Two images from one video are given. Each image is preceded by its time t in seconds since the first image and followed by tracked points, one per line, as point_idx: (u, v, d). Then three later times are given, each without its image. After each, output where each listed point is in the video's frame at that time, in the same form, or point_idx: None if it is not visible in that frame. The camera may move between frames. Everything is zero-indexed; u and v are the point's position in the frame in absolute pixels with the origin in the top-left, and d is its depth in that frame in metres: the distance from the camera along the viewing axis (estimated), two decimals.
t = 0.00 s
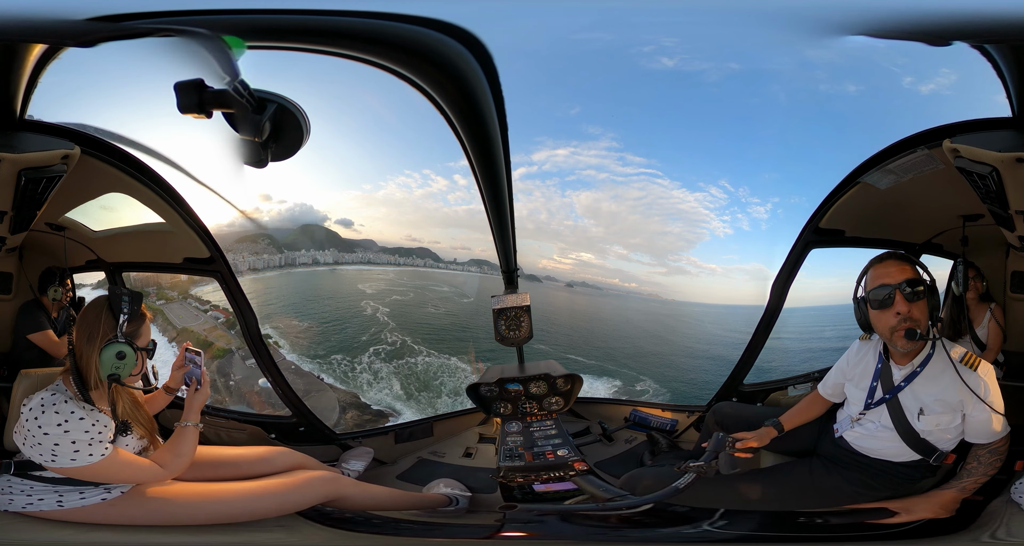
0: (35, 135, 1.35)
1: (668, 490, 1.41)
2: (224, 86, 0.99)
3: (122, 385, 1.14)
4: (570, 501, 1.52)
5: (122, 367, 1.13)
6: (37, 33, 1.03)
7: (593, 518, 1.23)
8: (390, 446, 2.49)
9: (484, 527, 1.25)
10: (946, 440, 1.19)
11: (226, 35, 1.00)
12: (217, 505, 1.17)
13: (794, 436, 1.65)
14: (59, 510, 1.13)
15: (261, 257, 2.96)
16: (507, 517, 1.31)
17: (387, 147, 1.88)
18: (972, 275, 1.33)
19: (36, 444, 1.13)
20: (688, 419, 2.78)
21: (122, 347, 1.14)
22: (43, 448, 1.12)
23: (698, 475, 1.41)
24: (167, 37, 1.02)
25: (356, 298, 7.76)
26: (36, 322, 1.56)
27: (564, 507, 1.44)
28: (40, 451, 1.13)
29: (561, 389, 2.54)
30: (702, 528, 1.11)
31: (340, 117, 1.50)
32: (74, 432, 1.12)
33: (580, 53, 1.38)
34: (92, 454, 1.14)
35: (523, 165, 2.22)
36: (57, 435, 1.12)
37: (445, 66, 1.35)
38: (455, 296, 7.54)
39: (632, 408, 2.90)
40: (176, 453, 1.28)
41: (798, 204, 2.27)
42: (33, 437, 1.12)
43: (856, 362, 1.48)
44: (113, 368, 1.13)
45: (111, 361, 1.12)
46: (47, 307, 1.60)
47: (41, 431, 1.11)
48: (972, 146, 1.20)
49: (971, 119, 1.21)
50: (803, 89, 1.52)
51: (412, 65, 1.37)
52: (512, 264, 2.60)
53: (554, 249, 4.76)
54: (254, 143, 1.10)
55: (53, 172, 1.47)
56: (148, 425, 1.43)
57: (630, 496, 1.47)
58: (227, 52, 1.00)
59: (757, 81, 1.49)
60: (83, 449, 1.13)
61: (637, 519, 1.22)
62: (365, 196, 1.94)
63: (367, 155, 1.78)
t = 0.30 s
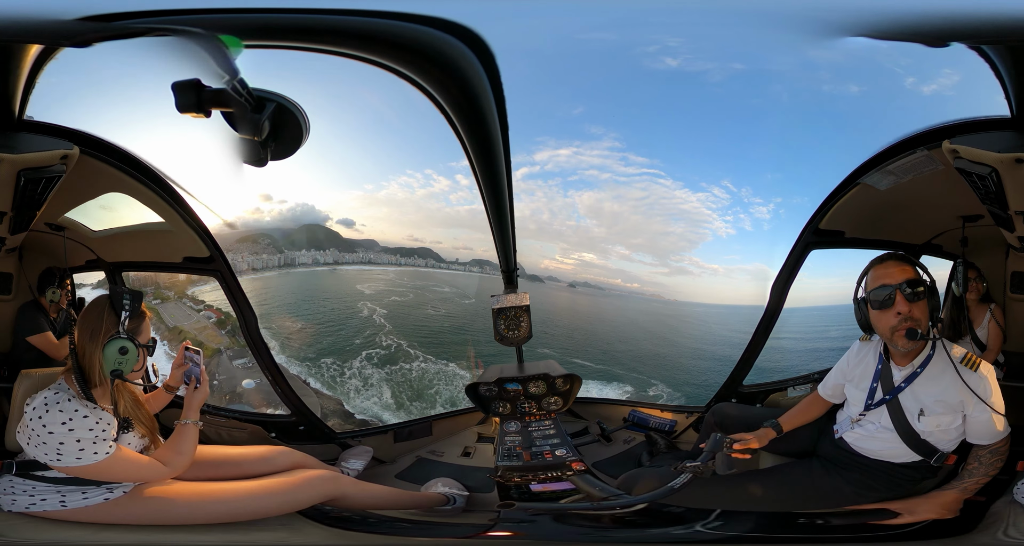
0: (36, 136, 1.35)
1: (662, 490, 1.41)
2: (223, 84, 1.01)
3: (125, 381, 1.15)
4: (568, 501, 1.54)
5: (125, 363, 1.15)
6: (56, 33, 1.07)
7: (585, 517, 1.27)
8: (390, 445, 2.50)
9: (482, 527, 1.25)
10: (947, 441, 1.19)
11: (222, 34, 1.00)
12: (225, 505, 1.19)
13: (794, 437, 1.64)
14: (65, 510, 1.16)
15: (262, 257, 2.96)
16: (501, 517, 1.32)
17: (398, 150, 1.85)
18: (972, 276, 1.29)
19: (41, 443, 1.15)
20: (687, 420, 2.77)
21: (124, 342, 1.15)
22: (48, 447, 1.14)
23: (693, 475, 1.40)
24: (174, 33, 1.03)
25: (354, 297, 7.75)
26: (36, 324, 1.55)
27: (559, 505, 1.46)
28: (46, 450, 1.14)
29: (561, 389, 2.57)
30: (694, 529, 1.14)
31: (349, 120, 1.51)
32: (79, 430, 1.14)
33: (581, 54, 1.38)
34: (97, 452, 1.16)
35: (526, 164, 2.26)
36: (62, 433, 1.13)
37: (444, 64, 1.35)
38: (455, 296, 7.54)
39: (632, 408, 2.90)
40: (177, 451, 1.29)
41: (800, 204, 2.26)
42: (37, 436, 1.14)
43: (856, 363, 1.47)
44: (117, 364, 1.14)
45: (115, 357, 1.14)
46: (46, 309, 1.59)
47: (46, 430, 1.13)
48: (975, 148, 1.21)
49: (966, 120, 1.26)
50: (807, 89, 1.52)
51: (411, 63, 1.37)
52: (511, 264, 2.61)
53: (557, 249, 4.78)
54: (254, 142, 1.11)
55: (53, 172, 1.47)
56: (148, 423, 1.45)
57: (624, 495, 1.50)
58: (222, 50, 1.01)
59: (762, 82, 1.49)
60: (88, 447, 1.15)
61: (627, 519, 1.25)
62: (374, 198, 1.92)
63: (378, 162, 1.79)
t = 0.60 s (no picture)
0: (33, 135, 1.37)
1: (662, 490, 1.43)
2: (223, 84, 1.02)
3: (125, 379, 1.16)
4: (567, 501, 1.54)
5: (125, 360, 1.15)
6: (60, 31, 1.07)
7: (579, 517, 1.28)
8: (388, 444, 2.50)
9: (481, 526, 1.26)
10: (948, 441, 1.20)
11: (221, 34, 1.01)
12: (223, 504, 1.20)
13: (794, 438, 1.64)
14: (66, 509, 1.15)
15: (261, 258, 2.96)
16: (496, 517, 1.34)
17: (397, 149, 1.82)
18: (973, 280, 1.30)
19: (42, 442, 1.15)
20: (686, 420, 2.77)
21: (123, 340, 1.16)
22: (49, 447, 1.15)
23: (693, 475, 1.42)
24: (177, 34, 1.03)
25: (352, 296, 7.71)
26: (34, 323, 1.51)
27: (557, 506, 1.47)
28: (47, 449, 1.15)
29: (560, 390, 2.58)
30: (691, 529, 1.14)
31: (350, 118, 1.51)
32: (79, 429, 1.14)
33: (584, 54, 1.39)
34: (97, 451, 1.16)
35: (528, 164, 2.27)
36: (62, 432, 1.13)
37: (446, 61, 1.35)
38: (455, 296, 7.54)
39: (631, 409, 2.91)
40: (176, 449, 1.31)
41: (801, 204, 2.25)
42: (37, 435, 1.14)
43: (856, 364, 1.46)
44: (117, 362, 1.15)
45: (114, 354, 1.15)
46: (44, 309, 1.54)
47: (46, 429, 1.13)
48: (972, 148, 1.22)
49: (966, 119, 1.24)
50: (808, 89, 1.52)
51: (410, 61, 1.36)
52: (511, 264, 2.64)
53: (559, 249, 4.79)
54: (253, 142, 1.10)
55: (52, 171, 1.46)
56: (148, 422, 1.44)
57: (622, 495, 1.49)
58: (221, 48, 1.02)
59: (763, 82, 1.50)
60: (88, 446, 1.15)
61: (625, 519, 1.26)
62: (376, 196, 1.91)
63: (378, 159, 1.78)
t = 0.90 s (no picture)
0: (33, 134, 1.38)
1: (666, 493, 1.41)
2: (223, 82, 1.01)
3: (124, 375, 1.16)
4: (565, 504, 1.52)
5: (124, 357, 1.15)
6: (59, 31, 1.08)
7: (577, 518, 1.29)
8: (387, 445, 2.49)
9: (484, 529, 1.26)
10: (949, 441, 1.20)
11: (223, 32, 1.01)
12: (235, 502, 1.24)
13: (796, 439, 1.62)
14: (70, 509, 1.16)
15: (261, 257, 2.96)
16: (489, 518, 1.37)
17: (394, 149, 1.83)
18: (973, 285, 1.28)
19: (43, 441, 1.15)
20: (685, 422, 2.77)
21: (122, 337, 1.16)
22: (51, 445, 1.14)
23: (697, 477, 1.42)
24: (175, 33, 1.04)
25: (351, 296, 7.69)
26: (34, 323, 1.49)
27: (555, 508, 1.46)
28: (49, 448, 1.15)
29: (559, 390, 2.58)
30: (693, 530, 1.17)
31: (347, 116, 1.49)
32: (80, 427, 1.14)
33: (586, 54, 1.39)
34: (98, 450, 1.16)
35: (528, 164, 2.28)
36: (64, 430, 1.13)
37: (444, 59, 1.33)
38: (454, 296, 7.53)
39: (631, 410, 2.91)
40: (176, 447, 1.30)
41: (803, 204, 2.20)
42: (39, 434, 1.14)
43: (858, 364, 1.46)
44: (115, 359, 1.15)
45: (113, 351, 1.15)
46: (44, 309, 1.51)
47: (48, 428, 1.13)
48: (969, 148, 1.23)
49: (968, 119, 1.25)
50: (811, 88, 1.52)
51: (412, 61, 1.35)
52: (511, 264, 2.65)
53: (561, 250, 4.79)
54: (254, 140, 1.11)
55: (53, 171, 1.44)
56: (149, 420, 1.44)
57: (624, 498, 1.48)
58: (224, 48, 1.02)
59: (764, 83, 1.49)
60: (89, 444, 1.15)
61: (623, 522, 1.27)
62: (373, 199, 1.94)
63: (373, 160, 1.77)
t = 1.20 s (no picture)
0: (32, 134, 1.35)
1: (665, 496, 1.41)
2: (224, 81, 1.00)
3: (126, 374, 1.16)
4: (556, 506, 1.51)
5: (125, 357, 1.15)
6: (53, 30, 1.08)
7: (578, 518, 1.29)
8: (386, 444, 2.49)
9: (487, 529, 1.26)
10: (952, 442, 1.19)
11: (222, 31, 1.01)
12: (233, 501, 1.24)
13: (796, 440, 1.63)
14: (76, 508, 1.16)
15: (262, 257, 2.97)
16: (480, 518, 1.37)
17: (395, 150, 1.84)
18: (974, 285, 1.29)
19: (45, 441, 1.14)
20: (684, 423, 2.77)
21: (122, 337, 1.16)
22: (51, 445, 1.14)
23: (698, 480, 1.38)
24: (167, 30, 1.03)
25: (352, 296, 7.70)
26: (35, 323, 1.47)
27: (545, 509, 1.45)
28: (51, 448, 1.15)
29: (558, 391, 2.58)
30: (687, 532, 1.17)
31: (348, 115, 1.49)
32: (81, 427, 1.15)
33: (592, 52, 1.39)
34: (99, 450, 1.17)
35: (529, 164, 2.29)
36: (64, 430, 1.13)
37: (449, 61, 1.32)
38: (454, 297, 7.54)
39: (630, 411, 2.91)
40: (177, 447, 1.32)
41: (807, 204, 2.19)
42: (41, 434, 1.14)
43: (858, 365, 1.47)
44: (116, 358, 1.15)
45: (114, 350, 1.15)
46: (45, 308, 1.50)
47: (48, 427, 1.13)
48: (970, 148, 1.22)
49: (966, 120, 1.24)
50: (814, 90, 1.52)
51: (418, 62, 1.35)
52: (512, 264, 2.67)
53: (563, 250, 4.78)
54: (255, 139, 1.11)
55: (53, 170, 1.42)
56: (149, 419, 1.44)
57: (620, 501, 1.47)
58: (225, 47, 1.01)
59: (767, 83, 1.49)
60: (90, 444, 1.16)
61: (619, 522, 1.28)
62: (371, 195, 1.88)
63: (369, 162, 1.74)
